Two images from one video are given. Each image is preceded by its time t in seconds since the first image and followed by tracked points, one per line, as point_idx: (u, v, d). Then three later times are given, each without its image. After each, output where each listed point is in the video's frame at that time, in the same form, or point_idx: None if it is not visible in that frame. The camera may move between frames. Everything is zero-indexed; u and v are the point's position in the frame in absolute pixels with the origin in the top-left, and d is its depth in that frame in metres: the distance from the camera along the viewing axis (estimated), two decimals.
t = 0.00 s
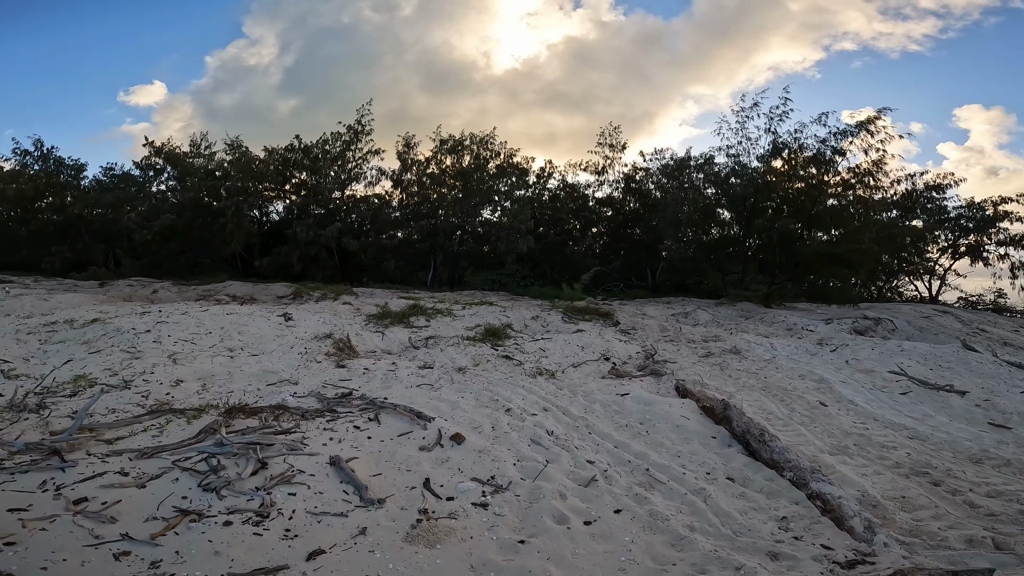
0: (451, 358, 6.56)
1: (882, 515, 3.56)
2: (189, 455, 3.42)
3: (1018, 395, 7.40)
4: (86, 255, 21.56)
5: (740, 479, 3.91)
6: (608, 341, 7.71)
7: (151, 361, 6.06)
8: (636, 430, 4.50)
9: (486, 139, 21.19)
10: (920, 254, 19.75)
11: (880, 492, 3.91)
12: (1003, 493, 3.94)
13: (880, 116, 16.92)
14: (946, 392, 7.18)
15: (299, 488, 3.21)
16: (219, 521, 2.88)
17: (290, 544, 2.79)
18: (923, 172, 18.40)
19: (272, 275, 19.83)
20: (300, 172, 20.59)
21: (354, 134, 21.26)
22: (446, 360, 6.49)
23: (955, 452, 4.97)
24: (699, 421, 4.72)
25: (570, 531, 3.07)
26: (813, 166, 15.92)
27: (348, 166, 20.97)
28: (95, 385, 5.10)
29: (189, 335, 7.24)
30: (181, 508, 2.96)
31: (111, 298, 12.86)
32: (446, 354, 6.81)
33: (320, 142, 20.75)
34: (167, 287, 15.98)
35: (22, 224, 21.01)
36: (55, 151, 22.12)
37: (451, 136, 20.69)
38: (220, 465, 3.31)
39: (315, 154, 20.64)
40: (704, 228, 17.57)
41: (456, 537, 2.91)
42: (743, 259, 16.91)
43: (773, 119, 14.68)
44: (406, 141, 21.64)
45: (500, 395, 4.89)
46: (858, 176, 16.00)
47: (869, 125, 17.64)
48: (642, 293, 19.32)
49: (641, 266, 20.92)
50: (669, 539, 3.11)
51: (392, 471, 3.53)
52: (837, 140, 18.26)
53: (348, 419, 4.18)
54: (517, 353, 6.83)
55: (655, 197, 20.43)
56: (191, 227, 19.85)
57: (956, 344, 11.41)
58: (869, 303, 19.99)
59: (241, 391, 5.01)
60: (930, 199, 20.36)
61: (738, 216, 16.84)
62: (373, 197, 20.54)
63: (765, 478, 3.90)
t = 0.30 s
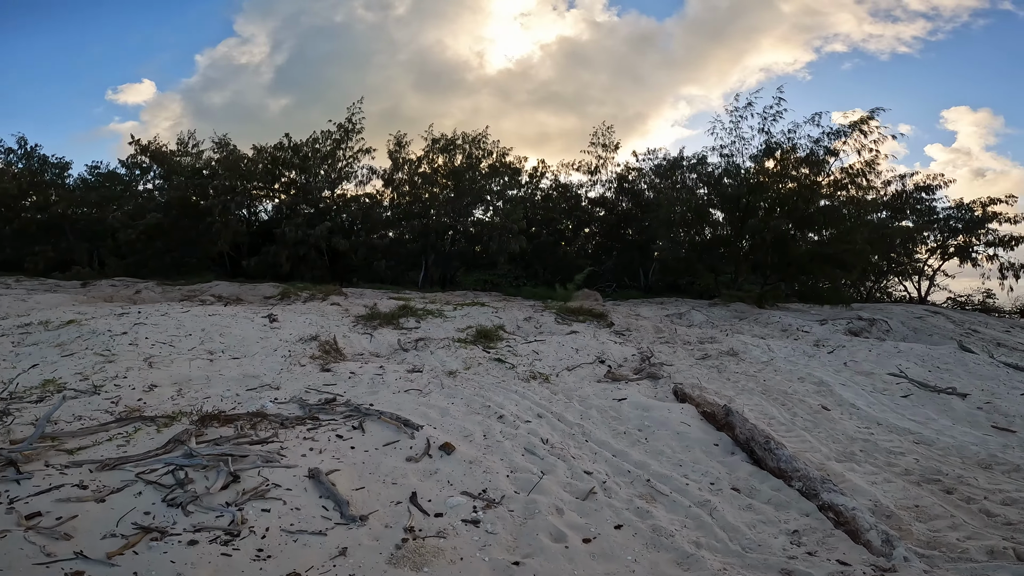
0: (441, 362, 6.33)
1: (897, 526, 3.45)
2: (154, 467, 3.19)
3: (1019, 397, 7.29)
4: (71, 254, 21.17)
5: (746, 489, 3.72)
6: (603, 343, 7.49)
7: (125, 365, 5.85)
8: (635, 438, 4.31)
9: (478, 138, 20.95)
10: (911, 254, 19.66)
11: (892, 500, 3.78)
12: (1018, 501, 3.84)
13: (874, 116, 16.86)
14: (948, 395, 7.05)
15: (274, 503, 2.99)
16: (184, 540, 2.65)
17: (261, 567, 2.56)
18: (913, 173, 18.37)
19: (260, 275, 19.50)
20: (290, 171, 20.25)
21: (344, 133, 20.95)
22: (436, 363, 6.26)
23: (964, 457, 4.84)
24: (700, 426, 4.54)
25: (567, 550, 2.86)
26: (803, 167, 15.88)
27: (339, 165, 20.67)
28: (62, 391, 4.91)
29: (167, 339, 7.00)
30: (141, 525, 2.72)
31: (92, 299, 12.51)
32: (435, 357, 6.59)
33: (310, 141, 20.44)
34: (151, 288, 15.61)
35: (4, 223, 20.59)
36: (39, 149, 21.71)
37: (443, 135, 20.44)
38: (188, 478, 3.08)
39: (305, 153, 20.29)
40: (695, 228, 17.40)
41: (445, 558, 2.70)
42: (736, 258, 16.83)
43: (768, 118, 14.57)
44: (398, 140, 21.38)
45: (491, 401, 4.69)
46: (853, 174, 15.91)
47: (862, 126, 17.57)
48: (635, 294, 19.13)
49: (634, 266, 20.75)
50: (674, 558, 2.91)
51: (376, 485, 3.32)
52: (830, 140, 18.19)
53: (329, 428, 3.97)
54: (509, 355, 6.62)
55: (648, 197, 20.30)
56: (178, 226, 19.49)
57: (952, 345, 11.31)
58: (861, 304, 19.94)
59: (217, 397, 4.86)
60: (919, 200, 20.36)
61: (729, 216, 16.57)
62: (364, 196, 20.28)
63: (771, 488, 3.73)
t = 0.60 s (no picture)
0: (431, 365, 6.07)
1: (918, 545, 3.22)
2: (106, 479, 3.00)
3: None
4: (61, 253, 20.87)
5: (753, 505, 3.47)
6: (600, 344, 7.22)
7: (97, 367, 5.60)
8: (633, 448, 4.06)
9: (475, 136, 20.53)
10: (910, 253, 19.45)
11: (910, 515, 3.55)
12: None
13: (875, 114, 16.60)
14: (956, 399, 6.81)
15: (233, 521, 2.78)
16: (128, 559, 2.46)
17: None
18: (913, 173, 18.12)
19: (253, 274, 19.18)
20: (283, 168, 19.86)
21: (339, 130, 20.62)
22: (424, 366, 6.00)
23: (979, 466, 4.61)
24: (702, 435, 4.28)
25: None
26: (802, 166, 15.60)
27: (333, 163, 20.32)
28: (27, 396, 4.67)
29: (145, 341, 6.73)
30: (82, 542, 2.54)
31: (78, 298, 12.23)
32: (425, 360, 6.32)
33: (304, 138, 20.08)
34: (140, 287, 15.31)
35: None
36: (28, 146, 21.34)
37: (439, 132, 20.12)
38: (139, 492, 2.89)
39: (299, 150, 19.89)
40: (693, 227, 17.08)
41: None
42: (734, 258, 16.56)
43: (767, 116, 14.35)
44: (393, 138, 21.06)
45: (480, 408, 4.43)
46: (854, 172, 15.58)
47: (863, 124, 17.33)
48: (632, 293, 18.85)
49: (631, 265, 20.46)
50: None
51: (351, 501, 3.11)
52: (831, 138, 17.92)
53: (304, 437, 3.74)
54: (501, 358, 6.35)
55: (645, 196, 20.03)
56: (169, 224, 19.20)
57: (957, 347, 11.08)
58: (860, 304, 19.69)
59: (188, 402, 4.67)
60: (917, 199, 20.14)
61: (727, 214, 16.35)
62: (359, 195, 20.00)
63: (780, 503, 3.49)
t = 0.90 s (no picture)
0: (417, 372, 5.84)
1: (930, 570, 3.02)
2: (56, 497, 2.77)
3: None
4: (48, 252, 20.54)
5: (753, 527, 3.26)
6: (593, 350, 7.00)
7: (69, 373, 5.36)
8: (627, 464, 3.85)
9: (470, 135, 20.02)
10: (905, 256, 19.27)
11: (919, 535, 3.35)
12: None
13: (872, 116, 16.45)
14: (958, 407, 6.63)
15: (191, 544, 2.56)
16: None
17: None
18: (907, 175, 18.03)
19: (242, 274, 18.88)
20: (275, 168, 19.53)
21: (332, 129, 20.32)
22: (411, 373, 5.76)
23: (987, 479, 4.42)
24: (700, 449, 4.08)
25: None
26: (796, 167, 15.64)
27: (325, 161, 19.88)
28: None
29: (121, 346, 6.47)
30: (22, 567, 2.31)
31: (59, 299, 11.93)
32: (412, 366, 6.09)
33: (296, 138, 19.75)
34: (126, 288, 14.99)
35: None
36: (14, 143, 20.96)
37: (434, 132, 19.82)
38: (91, 512, 2.67)
39: (291, 149, 19.55)
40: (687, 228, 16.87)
41: None
42: (729, 259, 15.97)
43: (764, 117, 14.21)
44: (387, 137, 20.78)
45: (467, 421, 4.22)
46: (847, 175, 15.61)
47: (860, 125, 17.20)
48: (627, 295, 18.64)
49: (626, 266, 20.23)
50: None
51: (323, 523, 2.90)
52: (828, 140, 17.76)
53: (276, 452, 3.54)
54: (492, 365, 6.12)
55: (640, 197, 19.84)
56: (157, 224, 18.89)
57: (956, 352, 10.91)
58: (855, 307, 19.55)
59: (157, 413, 4.47)
60: (910, 202, 20.06)
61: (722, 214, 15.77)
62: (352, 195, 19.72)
63: (782, 524, 3.29)
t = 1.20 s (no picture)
0: (409, 374, 5.61)
1: None
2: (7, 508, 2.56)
3: None
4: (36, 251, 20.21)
5: (766, 540, 3.06)
6: (591, 351, 6.78)
7: (42, 375, 5.11)
8: (629, 473, 3.65)
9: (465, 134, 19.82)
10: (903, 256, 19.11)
11: (942, 546, 3.16)
12: None
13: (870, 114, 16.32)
14: (965, 409, 6.44)
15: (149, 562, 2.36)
16: None
17: None
18: (904, 175, 17.90)
19: (234, 274, 18.59)
20: (268, 166, 19.19)
21: (325, 127, 20.04)
22: (401, 376, 5.54)
23: (1003, 485, 4.24)
24: (706, 456, 3.87)
25: None
26: (792, 167, 15.43)
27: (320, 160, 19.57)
28: None
29: (99, 347, 6.22)
30: None
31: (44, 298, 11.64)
32: (403, 368, 5.86)
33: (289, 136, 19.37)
34: (113, 287, 14.69)
35: None
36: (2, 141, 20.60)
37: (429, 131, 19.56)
38: (43, 525, 2.47)
39: (284, 147, 19.16)
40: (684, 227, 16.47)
41: None
42: (726, 260, 15.81)
43: (761, 116, 14.08)
44: (381, 135, 20.49)
45: (459, 427, 4.00)
46: (845, 175, 15.39)
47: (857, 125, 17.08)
48: (623, 296, 18.44)
49: (622, 266, 20.01)
50: None
51: (300, 540, 2.69)
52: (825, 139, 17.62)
53: (253, 461, 3.35)
54: (486, 367, 5.90)
55: (636, 197, 19.63)
56: (147, 222, 18.60)
57: (958, 354, 10.75)
58: (851, 308, 19.42)
59: (130, 418, 4.26)
60: (906, 202, 19.97)
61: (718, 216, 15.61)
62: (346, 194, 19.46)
63: (797, 536, 3.09)
